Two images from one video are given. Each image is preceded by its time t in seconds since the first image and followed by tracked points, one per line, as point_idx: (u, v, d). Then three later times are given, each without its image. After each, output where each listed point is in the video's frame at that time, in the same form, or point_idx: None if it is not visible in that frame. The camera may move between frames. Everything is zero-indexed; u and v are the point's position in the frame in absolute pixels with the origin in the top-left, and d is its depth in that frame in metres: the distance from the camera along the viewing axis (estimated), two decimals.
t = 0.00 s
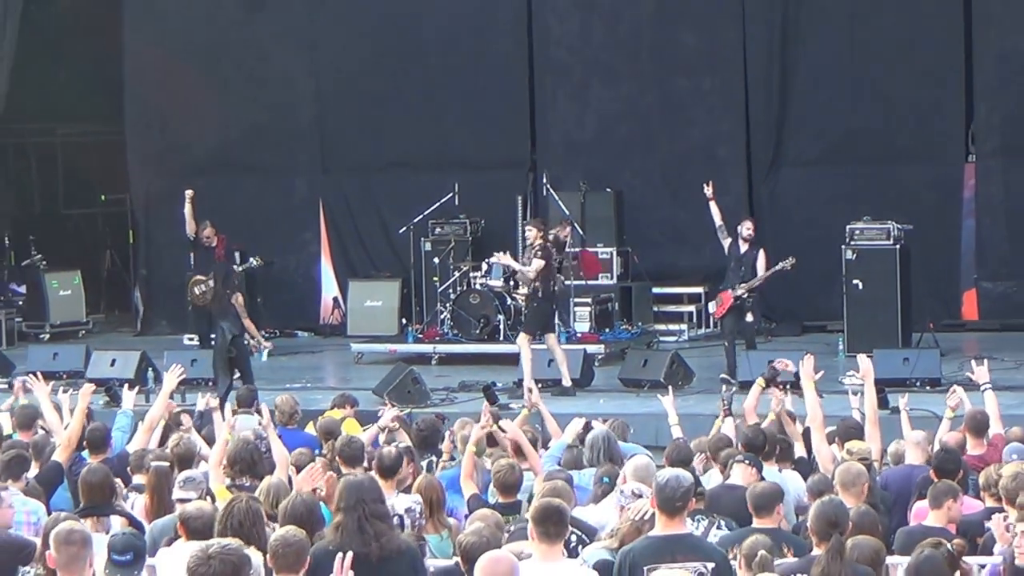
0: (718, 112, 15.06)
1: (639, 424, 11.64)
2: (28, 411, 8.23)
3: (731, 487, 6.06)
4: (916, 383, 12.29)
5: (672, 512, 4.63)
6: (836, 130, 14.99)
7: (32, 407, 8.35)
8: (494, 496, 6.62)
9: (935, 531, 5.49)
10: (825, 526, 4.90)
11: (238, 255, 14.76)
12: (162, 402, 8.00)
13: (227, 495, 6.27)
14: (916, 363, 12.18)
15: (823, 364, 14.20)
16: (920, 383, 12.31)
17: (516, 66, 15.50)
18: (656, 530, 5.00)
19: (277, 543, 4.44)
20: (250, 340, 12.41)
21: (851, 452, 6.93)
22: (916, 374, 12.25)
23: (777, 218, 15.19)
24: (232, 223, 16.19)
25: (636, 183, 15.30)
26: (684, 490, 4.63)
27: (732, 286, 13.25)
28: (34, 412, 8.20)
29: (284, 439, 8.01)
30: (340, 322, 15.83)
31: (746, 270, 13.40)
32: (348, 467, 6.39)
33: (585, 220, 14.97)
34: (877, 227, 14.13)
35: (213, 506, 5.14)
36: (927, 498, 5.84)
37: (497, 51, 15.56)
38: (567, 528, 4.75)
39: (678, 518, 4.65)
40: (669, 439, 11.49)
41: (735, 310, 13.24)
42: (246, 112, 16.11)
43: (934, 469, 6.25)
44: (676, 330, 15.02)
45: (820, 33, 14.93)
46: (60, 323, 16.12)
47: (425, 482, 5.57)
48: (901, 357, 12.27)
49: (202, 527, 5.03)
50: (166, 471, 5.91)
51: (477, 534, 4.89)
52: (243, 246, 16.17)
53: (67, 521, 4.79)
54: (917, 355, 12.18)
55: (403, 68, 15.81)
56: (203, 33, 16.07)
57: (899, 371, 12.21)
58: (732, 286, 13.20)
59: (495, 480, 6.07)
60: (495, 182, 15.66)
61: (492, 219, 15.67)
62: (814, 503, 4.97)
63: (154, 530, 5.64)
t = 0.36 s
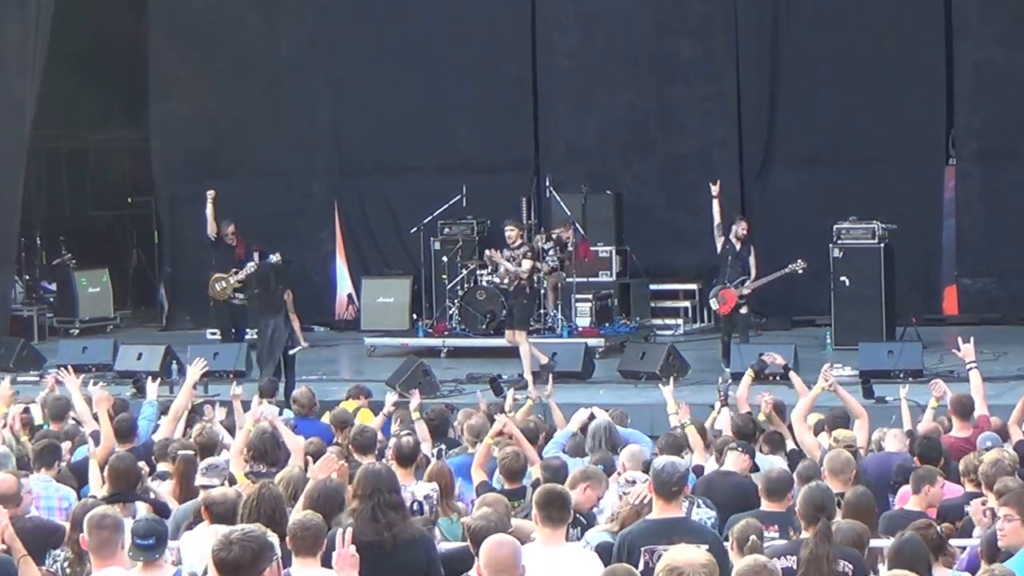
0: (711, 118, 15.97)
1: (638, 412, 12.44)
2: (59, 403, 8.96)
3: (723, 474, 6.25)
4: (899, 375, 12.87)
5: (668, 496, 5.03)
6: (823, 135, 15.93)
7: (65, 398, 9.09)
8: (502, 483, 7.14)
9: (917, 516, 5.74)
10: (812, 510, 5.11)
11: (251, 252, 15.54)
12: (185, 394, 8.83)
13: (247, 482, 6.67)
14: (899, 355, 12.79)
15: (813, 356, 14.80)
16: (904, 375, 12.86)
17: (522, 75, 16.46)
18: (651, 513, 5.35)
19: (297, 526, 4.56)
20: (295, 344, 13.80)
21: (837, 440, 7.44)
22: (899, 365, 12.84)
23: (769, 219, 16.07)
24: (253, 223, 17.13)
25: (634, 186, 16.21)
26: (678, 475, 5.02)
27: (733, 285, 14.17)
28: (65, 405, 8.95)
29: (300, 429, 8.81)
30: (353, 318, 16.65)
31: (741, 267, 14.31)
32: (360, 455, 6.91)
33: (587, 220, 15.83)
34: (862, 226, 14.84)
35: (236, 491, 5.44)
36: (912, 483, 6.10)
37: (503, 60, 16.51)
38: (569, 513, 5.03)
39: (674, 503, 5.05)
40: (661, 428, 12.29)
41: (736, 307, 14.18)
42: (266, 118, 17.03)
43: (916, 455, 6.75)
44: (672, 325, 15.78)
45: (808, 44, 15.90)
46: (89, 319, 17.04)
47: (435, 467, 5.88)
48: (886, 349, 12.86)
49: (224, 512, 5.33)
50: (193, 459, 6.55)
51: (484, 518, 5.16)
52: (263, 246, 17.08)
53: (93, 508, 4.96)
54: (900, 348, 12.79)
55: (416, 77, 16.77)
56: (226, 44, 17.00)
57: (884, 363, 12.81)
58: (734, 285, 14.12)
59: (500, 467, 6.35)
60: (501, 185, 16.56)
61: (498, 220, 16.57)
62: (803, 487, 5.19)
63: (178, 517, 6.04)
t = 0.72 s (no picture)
0: (710, 125, 16.79)
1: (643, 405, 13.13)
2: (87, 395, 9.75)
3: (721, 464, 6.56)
4: (891, 370, 13.44)
5: (669, 487, 5.52)
6: (818, 141, 16.75)
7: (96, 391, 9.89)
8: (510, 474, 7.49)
9: (906, 504, 6.14)
10: (805, 499, 5.48)
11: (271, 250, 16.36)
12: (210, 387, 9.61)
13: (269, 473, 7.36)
14: (890, 351, 13.36)
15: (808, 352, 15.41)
16: (894, 370, 13.45)
17: (531, 84, 17.29)
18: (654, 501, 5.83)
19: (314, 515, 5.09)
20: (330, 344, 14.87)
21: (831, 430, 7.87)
22: (891, 361, 13.40)
23: (765, 221, 16.94)
24: (275, 226, 18.00)
25: (637, 190, 17.06)
26: (679, 467, 5.52)
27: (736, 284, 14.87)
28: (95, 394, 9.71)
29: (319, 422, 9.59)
30: (369, 316, 17.51)
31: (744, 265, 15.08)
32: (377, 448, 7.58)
33: (591, 221, 16.76)
34: (854, 228, 15.41)
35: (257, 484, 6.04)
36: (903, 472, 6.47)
37: (513, 70, 17.32)
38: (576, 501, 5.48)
39: (674, 494, 5.54)
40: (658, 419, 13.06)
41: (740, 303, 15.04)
42: (288, 125, 17.92)
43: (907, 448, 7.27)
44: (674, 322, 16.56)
45: (804, 54, 16.69)
46: (117, 316, 17.92)
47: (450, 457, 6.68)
48: (878, 346, 13.42)
49: (249, 501, 5.92)
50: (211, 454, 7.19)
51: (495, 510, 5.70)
52: (284, 247, 17.93)
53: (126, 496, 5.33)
54: (891, 344, 13.36)
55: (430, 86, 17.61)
56: (250, 55, 17.91)
57: (876, 359, 13.38)
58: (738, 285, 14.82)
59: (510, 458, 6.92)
60: (511, 189, 17.40)
61: (508, 222, 17.40)
62: (799, 477, 5.54)
63: (199, 507, 6.61)
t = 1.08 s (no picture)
0: (716, 134, 17.36)
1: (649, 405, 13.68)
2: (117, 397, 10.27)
3: (728, 463, 7.03)
4: (891, 371, 13.91)
5: (675, 484, 5.76)
6: (821, 150, 17.35)
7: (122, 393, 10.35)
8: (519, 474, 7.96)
9: (908, 500, 6.60)
10: (809, 496, 5.86)
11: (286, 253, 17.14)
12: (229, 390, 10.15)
13: (285, 469, 7.64)
14: (890, 353, 13.83)
15: (810, 355, 15.91)
16: (894, 371, 13.92)
17: (542, 94, 17.86)
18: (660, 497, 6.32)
19: (332, 514, 5.29)
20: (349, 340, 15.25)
21: (831, 430, 8.34)
22: (890, 363, 13.86)
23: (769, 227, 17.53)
24: (295, 231, 18.62)
25: (645, 197, 17.61)
26: (684, 465, 5.76)
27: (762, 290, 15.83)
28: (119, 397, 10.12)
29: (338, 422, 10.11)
30: (385, 319, 18.05)
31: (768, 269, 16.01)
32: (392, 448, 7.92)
33: (601, 227, 17.33)
34: (856, 235, 15.88)
35: (280, 484, 6.38)
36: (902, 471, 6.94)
37: (525, 81, 17.90)
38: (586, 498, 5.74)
39: (680, 490, 5.78)
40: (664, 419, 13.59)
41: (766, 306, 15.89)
42: (307, 134, 18.50)
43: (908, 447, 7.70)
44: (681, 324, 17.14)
45: (806, 66, 17.30)
46: (141, 319, 18.52)
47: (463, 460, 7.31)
48: (878, 349, 13.89)
49: (273, 499, 6.28)
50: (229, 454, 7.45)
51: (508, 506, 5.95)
52: (303, 253, 18.54)
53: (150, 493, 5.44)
54: (891, 346, 13.84)
55: (445, 97, 18.17)
56: (269, 66, 18.47)
57: (876, 361, 13.86)
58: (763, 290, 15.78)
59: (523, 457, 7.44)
60: (522, 196, 17.96)
61: (519, 229, 17.97)
62: (802, 476, 5.92)
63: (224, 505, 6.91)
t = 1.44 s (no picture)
0: (727, 144, 17.71)
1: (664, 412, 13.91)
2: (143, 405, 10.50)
3: (738, 469, 7.19)
4: (898, 378, 14.11)
5: (682, 488, 5.88)
6: (829, 160, 17.70)
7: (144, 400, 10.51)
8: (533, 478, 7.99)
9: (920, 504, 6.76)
10: (819, 501, 6.07)
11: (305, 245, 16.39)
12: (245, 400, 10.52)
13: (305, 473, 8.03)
14: (898, 361, 14.07)
15: (819, 361, 16.23)
16: (902, 379, 14.14)
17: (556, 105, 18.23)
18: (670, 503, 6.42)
19: (349, 519, 5.46)
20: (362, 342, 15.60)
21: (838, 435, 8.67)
22: (898, 370, 14.09)
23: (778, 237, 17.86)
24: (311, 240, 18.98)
25: (656, 207, 17.92)
26: (692, 469, 5.89)
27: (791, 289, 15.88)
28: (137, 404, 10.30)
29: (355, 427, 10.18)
30: (400, 327, 18.33)
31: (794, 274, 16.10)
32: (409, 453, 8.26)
33: (614, 237, 17.57)
34: (864, 243, 16.06)
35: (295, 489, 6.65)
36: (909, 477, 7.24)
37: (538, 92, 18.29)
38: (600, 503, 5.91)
39: (689, 494, 5.91)
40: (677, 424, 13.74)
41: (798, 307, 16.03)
42: (323, 144, 18.84)
43: (917, 453, 7.98)
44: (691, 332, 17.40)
45: (815, 78, 17.67)
46: (160, 327, 18.89)
47: (480, 464, 7.57)
48: (886, 355, 14.14)
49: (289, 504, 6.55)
50: (245, 461, 7.62)
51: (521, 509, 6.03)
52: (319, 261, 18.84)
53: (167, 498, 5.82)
54: (898, 354, 14.07)
55: (460, 107, 18.60)
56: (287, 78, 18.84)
57: (884, 368, 14.10)
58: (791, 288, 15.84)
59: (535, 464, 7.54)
60: (535, 206, 18.31)
61: (533, 238, 18.31)
62: (811, 483, 6.15)
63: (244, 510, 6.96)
